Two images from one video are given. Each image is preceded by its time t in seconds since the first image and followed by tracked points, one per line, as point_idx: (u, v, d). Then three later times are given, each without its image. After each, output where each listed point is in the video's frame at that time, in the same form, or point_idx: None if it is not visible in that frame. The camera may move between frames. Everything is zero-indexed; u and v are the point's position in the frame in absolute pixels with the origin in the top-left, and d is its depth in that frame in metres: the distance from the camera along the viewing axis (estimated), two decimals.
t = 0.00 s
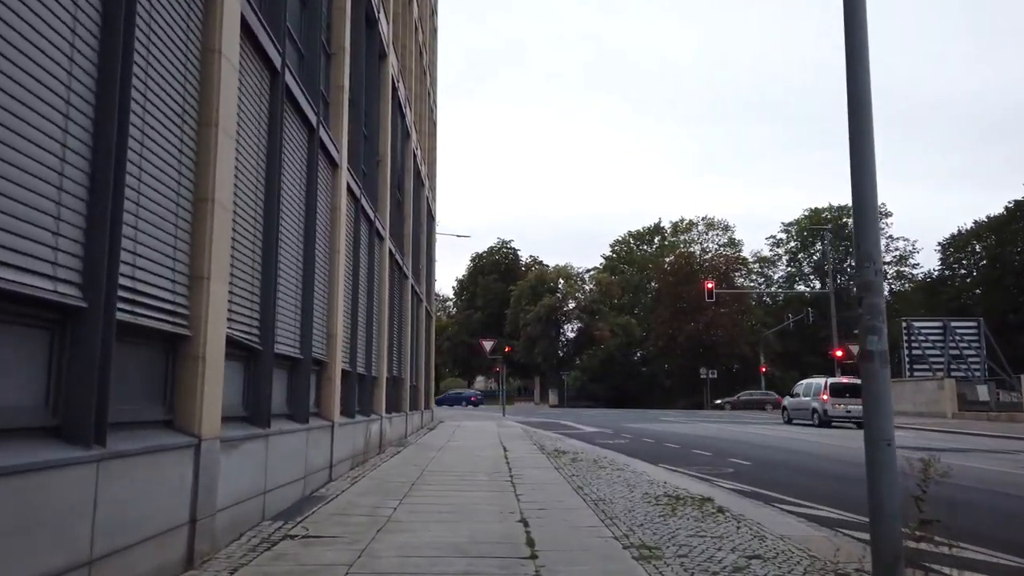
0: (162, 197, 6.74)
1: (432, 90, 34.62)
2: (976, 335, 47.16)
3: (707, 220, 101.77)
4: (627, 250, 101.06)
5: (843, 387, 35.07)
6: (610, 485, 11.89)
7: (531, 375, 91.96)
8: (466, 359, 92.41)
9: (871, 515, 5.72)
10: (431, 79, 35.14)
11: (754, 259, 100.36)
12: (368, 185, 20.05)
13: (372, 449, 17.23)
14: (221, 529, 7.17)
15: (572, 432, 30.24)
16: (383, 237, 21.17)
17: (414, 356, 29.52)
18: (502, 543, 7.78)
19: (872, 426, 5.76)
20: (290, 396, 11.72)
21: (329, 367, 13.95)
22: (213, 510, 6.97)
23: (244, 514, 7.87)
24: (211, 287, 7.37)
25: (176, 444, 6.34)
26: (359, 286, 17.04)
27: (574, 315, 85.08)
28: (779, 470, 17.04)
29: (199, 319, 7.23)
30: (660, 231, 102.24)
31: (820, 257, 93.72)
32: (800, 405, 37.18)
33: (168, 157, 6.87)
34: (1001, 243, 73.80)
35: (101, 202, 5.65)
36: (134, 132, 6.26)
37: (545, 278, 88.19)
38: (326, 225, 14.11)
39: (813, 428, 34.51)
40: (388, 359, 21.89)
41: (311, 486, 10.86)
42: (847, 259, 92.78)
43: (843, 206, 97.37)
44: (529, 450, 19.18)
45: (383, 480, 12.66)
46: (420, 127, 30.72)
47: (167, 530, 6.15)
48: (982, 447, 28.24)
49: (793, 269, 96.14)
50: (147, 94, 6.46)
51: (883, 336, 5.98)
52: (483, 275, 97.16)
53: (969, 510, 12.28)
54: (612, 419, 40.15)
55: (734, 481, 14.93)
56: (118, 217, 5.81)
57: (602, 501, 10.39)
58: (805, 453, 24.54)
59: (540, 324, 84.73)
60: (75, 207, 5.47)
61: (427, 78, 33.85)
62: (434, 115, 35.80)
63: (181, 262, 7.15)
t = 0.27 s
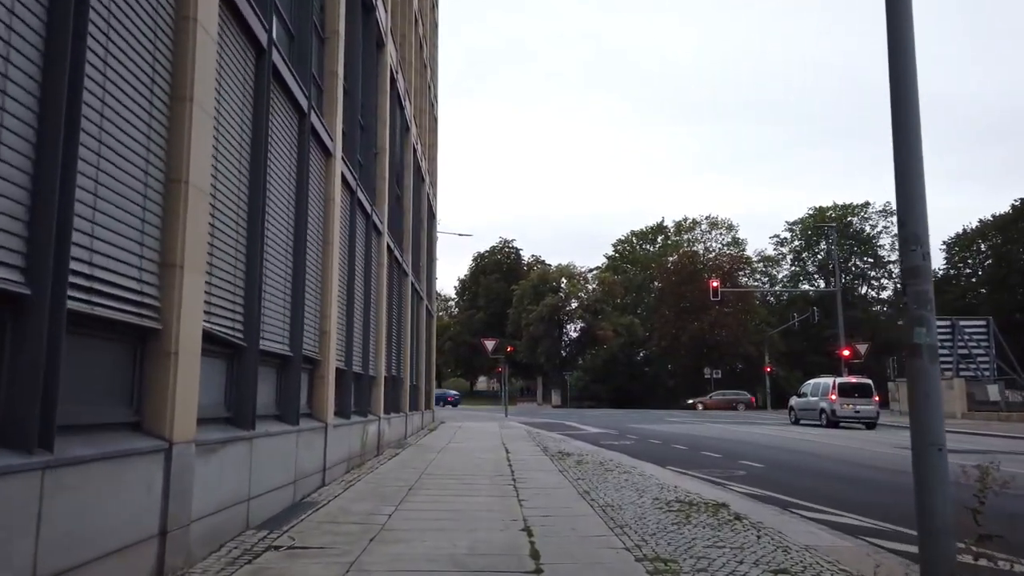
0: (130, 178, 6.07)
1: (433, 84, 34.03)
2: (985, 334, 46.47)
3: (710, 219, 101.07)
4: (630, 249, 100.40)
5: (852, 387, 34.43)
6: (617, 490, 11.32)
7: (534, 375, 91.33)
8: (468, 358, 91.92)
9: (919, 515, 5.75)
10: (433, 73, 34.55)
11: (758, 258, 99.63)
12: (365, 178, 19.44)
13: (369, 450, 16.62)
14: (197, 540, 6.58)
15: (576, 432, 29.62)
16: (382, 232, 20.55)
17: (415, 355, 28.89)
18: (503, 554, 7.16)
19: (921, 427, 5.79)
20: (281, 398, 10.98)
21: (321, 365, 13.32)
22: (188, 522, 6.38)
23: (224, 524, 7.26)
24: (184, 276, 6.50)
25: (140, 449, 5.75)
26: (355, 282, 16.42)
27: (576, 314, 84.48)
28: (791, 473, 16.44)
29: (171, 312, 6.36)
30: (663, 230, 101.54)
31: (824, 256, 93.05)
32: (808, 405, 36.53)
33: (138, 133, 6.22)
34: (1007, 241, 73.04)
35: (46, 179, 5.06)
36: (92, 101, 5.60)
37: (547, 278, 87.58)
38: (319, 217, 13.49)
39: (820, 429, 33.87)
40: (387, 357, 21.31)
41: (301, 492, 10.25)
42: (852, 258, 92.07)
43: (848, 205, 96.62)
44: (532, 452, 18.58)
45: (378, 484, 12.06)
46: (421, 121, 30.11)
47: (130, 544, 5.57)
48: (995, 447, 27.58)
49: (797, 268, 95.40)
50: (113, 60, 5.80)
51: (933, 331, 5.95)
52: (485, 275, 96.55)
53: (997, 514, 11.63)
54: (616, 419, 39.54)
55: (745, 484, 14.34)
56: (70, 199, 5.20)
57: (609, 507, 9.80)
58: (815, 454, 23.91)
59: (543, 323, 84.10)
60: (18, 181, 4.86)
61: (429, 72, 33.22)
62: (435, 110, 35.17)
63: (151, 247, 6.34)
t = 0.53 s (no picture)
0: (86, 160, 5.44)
1: (434, 79, 33.43)
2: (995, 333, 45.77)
3: (714, 218, 100.32)
4: (633, 249, 99.76)
5: (861, 387, 33.74)
6: (625, 497, 10.71)
7: (536, 375, 90.69)
8: (470, 359, 91.37)
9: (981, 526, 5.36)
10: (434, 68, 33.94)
11: (762, 257, 98.91)
12: (362, 170, 18.78)
13: (367, 452, 15.96)
14: (167, 559, 5.97)
15: (579, 434, 28.99)
16: (380, 227, 19.89)
17: (415, 355, 28.23)
18: (505, 572, 6.54)
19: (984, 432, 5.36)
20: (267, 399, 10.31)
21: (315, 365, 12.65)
22: (155, 539, 5.78)
23: (200, 539, 6.64)
24: (152, 265, 5.93)
25: (100, 458, 5.15)
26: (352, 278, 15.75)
27: (579, 314, 83.86)
28: (805, 477, 15.81)
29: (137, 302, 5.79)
30: (667, 229, 100.82)
31: (829, 255, 92.32)
32: (815, 406, 35.86)
33: (95, 109, 5.58)
34: (1014, 240, 72.27)
35: (2, 157, 4.39)
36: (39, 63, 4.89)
37: (549, 277, 86.92)
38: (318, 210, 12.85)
39: (829, 430, 33.22)
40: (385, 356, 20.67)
41: (289, 499, 9.60)
42: (857, 257, 91.33)
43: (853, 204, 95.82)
44: (535, 454, 17.95)
45: (373, 490, 11.43)
46: (421, 116, 29.48)
47: (87, 565, 4.97)
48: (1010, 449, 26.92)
49: (801, 267, 94.64)
50: (61, 26, 5.15)
51: (995, 326, 5.47)
52: (487, 275, 95.95)
53: None
54: (621, 420, 38.91)
55: (758, 490, 13.72)
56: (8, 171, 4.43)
57: (618, 517, 9.18)
58: (826, 457, 23.26)
59: (545, 323, 83.46)
60: None
61: (430, 67, 32.62)
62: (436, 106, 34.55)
63: (112, 233, 5.73)
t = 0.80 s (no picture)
0: (33, 120, 4.76)
1: (436, 71, 32.77)
2: (1005, 330, 45.06)
3: (717, 215, 99.51)
4: (636, 246, 99.00)
5: (871, 385, 33.09)
6: (637, 499, 10.10)
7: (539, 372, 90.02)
8: (473, 356, 90.71)
9: None
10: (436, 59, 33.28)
11: (766, 254, 98.10)
12: (360, 158, 18.05)
13: (369, 450, 15.27)
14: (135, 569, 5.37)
15: (584, 432, 28.31)
16: (378, 218, 19.15)
17: (416, 351, 27.53)
18: None
19: None
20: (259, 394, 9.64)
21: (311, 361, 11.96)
22: (122, 548, 5.18)
23: (175, 548, 6.04)
24: (116, 241, 5.30)
25: (55, 457, 4.55)
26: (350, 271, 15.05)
27: (582, 311, 83.16)
28: (821, 476, 15.20)
29: (96, 283, 5.16)
30: (670, 226, 99.99)
31: (834, 252, 91.54)
32: (824, 404, 35.19)
33: (49, 64, 4.92)
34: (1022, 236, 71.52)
35: None
36: None
37: (552, 274, 86.21)
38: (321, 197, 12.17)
39: (838, 428, 32.55)
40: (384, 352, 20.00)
41: (279, 502, 8.94)
42: (862, 254, 90.54)
43: (857, 200, 95.01)
44: (540, 453, 17.30)
45: (371, 492, 10.80)
46: (422, 106, 28.79)
47: None
48: None
49: (806, 264, 93.85)
50: None
51: None
52: (490, 272, 95.22)
53: None
54: (625, 418, 38.22)
55: (774, 490, 13.11)
56: None
57: (631, 521, 8.58)
58: (838, 456, 22.61)
59: (548, 321, 82.72)
60: None
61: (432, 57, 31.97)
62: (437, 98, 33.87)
63: (68, 204, 5.11)
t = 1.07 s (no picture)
0: None
1: (436, 63, 32.12)
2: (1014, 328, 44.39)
3: (721, 212, 98.77)
4: (638, 243, 98.26)
5: (881, 383, 32.44)
6: (646, 507, 9.47)
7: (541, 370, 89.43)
8: (475, 354, 90.08)
9: None
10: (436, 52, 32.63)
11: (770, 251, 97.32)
12: (355, 147, 17.34)
13: (364, 452, 14.59)
14: None
15: (588, 432, 27.64)
16: (374, 211, 18.44)
17: (416, 349, 26.84)
18: None
19: None
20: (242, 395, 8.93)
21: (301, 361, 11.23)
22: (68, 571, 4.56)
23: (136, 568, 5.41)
24: (61, 222, 4.68)
25: None
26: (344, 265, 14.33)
27: (585, 309, 82.48)
28: (836, 479, 14.57)
29: (35, 270, 4.53)
30: (673, 223, 99.14)
31: (839, 249, 90.76)
32: (832, 402, 34.55)
33: None
34: None
35: None
36: None
37: (555, 271, 85.60)
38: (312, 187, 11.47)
39: (847, 428, 31.88)
40: (381, 350, 19.33)
41: (262, 511, 8.29)
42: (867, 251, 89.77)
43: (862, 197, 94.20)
44: (543, 455, 16.65)
45: (363, 498, 10.15)
46: (422, 98, 28.11)
47: None
48: None
49: (810, 261, 93.11)
50: None
51: None
52: (492, 269, 94.54)
53: None
54: (629, 418, 37.56)
55: (788, 495, 12.48)
56: None
57: (643, 532, 7.95)
58: (850, 457, 21.96)
59: (551, 318, 82.04)
60: None
61: (432, 49, 31.29)
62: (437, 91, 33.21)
63: (1, 179, 4.46)
